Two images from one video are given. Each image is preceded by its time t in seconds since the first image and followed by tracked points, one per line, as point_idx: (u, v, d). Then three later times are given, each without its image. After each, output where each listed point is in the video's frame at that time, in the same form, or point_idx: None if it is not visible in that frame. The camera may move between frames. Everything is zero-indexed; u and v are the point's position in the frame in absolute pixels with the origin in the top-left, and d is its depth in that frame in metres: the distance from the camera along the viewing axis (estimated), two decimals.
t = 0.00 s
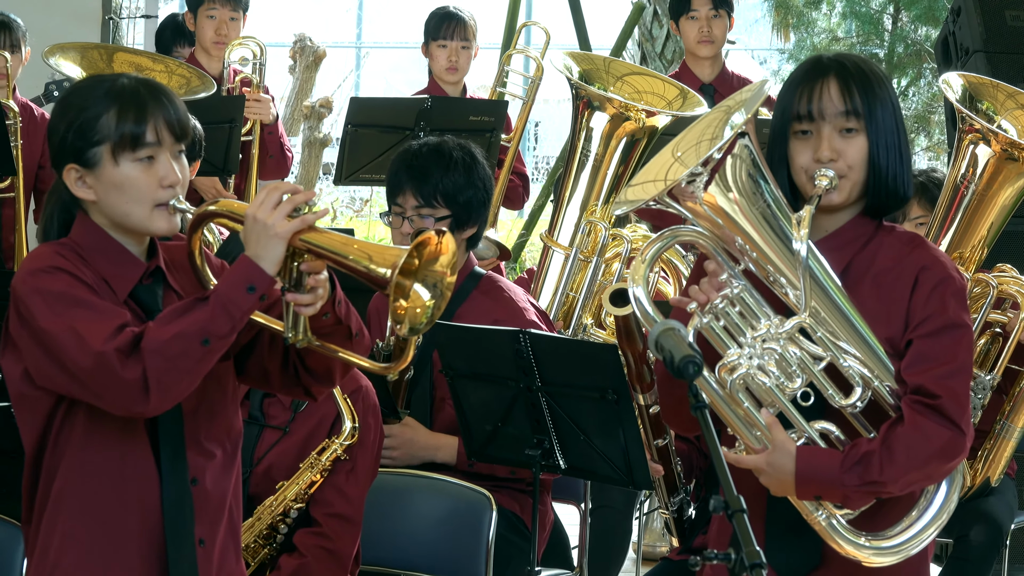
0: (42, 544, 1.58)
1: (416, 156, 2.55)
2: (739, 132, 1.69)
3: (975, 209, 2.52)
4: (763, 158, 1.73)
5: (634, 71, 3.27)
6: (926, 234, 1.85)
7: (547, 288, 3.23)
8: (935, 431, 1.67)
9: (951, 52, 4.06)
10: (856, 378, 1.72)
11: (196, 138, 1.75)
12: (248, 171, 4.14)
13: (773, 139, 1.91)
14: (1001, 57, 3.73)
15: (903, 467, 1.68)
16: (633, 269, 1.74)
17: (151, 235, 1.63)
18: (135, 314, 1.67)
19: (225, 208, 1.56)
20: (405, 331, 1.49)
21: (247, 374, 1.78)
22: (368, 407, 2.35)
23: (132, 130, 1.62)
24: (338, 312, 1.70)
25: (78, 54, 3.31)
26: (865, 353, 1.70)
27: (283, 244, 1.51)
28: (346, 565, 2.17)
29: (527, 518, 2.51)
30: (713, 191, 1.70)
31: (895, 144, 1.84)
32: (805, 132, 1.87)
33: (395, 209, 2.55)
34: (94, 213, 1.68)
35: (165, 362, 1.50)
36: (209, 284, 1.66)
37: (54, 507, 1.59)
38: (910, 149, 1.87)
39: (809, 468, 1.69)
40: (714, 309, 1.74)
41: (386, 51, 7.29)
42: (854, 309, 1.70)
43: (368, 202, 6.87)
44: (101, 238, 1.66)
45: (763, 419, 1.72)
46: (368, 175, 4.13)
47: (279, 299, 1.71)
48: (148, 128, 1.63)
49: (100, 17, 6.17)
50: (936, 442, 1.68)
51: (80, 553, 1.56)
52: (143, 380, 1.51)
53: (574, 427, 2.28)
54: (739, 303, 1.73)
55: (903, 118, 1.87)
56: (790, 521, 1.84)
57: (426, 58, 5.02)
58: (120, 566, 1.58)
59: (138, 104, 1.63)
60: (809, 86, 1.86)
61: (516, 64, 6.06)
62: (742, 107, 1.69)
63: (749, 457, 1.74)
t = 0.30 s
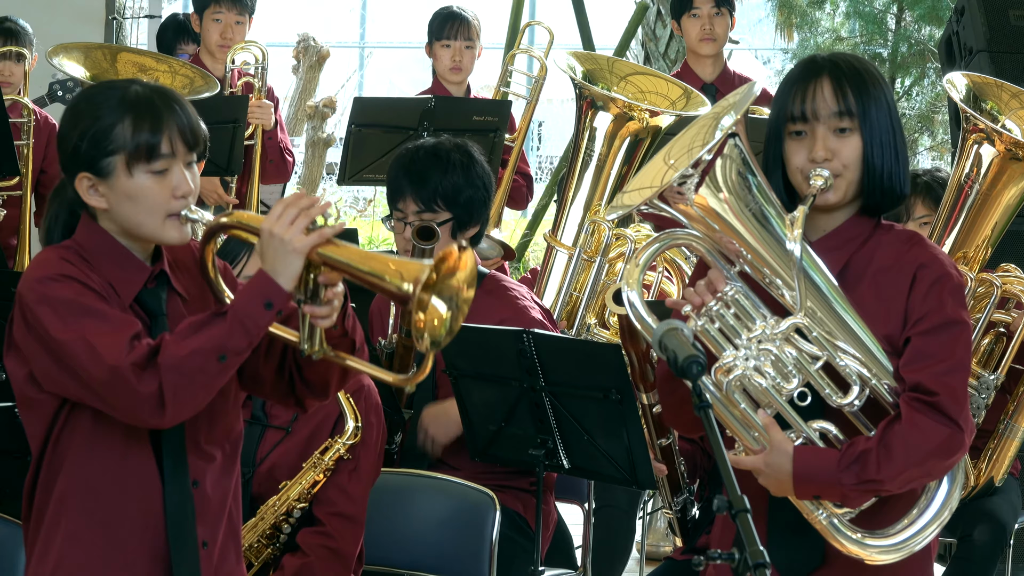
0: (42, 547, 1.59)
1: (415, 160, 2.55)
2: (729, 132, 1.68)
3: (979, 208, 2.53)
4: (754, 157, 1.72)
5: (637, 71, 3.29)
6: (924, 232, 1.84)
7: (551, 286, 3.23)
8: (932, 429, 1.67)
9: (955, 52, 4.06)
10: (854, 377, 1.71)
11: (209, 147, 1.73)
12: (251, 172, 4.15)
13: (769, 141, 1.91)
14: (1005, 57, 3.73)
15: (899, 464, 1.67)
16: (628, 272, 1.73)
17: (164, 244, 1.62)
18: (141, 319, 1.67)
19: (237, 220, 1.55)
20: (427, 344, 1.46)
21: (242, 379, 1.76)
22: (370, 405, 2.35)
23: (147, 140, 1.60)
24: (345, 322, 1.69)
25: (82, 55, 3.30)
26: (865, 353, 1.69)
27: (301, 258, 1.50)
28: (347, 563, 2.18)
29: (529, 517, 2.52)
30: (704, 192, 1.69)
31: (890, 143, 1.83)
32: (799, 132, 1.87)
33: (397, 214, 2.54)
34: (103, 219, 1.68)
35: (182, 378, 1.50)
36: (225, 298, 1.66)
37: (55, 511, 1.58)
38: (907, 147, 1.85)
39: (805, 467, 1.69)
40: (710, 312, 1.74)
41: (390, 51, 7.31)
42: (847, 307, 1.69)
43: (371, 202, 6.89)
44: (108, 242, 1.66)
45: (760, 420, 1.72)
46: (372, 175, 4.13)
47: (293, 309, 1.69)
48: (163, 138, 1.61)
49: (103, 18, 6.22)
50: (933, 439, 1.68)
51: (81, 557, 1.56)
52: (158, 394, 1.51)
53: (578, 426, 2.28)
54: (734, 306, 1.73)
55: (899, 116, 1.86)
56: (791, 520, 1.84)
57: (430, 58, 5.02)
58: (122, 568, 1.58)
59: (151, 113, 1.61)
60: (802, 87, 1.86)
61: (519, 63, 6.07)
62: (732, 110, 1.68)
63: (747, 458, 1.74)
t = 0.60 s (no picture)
0: (43, 556, 1.59)
1: (411, 170, 2.56)
2: (717, 143, 1.65)
3: (981, 209, 2.53)
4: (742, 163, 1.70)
5: (638, 72, 3.29)
6: (918, 232, 1.84)
7: (552, 286, 3.25)
8: (928, 431, 1.67)
9: (956, 53, 4.06)
10: (849, 382, 1.71)
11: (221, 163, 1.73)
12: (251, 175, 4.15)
13: (760, 143, 1.90)
14: (1006, 58, 3.73)
15: (896, 469, 1.67)
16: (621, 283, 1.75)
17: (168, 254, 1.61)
18: (145, 323, 1.67)
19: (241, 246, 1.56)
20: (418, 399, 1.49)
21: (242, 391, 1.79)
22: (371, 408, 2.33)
23: (162, 152, 1.59)
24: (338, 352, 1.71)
25: (86, 56, 3.30)
26: (859, 357, 1.69)
27: (302, 297, 1.51)
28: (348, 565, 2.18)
29: (533, 520, 2.51)
30: (695, 204, 1.67)
31: (880, 143, 1.81)
32: (789, 134, 1.85)
33: (399, 226, 2.55)
34: (108, 224, 1.66)
35: (174, 409, 1.51)
36: (227, 322, 1.68)
37: (56, 520, 1.58)
38: (897, 147, 1.84)
39: (802, 476, 1.69)
40: (703, 322, 1.71)
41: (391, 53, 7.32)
42: (842, 312, 1.69)
43: (373, 203, 6.90)
44: (112, 246, 1.65)
45: (757, 429, 1.71)
46: (372, 177, 4.13)
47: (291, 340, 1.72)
48: (177, 152, 1.61)
49: (105, 19, 6.23)
50: (930, 442, 1.68)
51: (83, 565, 1.56)
52: (150, 420, 1.51)
53: (580, 428, 2.28)
54: (727, 316, 1.71)
55: (889, 115, 1.85)
56: (790, 521, 1.84)
57: (432, 60, 5.03)
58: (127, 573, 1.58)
59: (168, 126, 1.61)
60: (791, 89, 1.85)
61: (520, 64, 6.07)
62: (717, 120, 1.65)
63: (745, 466, 1.73)
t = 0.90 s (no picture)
0: (51, 557, 1.59)
1: (406, 178, 2.56)
2: (699, 170, 1.63)
3: (981, 209, 2.53)
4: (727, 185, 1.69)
5: (638, 73, 3.28)
6: (907, 235, 1.84)
7: (552, 287, 3.26)
8: (919, 443, 1.67)
9: (956, 54, 4.06)
10: (842, 396, 1.71)
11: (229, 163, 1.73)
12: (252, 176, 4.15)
13: (744, 156, 1.90)
14: (1006, 59, 3.73)
15: (894, 486, 1.67)
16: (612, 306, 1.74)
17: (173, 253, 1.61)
18: (153, 322, 1.68)
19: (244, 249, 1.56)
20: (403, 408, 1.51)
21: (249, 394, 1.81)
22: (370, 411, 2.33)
23: (165, 151, 1.59)
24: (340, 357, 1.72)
25: (87, 57, 3.30)
26: (852, 367, 1.68)
27: (296, 301, 1.51)
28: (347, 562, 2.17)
29: (531, 518, 2.51)
30: (683, 233, 1.66)
31: (862, 151, 1.80)
32: (771, 149, 1.85)
33: (401, 237, 2.58)
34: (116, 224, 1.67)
35: (165, 409, 1.51)
36: (227, 321, 1.68)
37: (63, 520, 1.59)
38: (880, 151, 1.83)
39: (798, 494, 1.68)
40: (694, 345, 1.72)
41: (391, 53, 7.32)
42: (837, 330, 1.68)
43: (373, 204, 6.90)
44: (121, 247, 1.66)
45: (752, 451, 1.71)
46: (372, 178, 4.13)
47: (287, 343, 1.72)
48: (181, 151, 1.60)
49: (105, 20, 6.21)
50: (926, 454, 1.67)
51: (88, 566, 1.56)
52: (142, 419, 1.51)
53: (580, 427, 2.28)
54: (718, 339, 1.72)
55: (869, 120, 1.83)
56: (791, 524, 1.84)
57: (432, 60, 5.03)
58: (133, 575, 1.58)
59: (172, 125, 1.61)
60: (769, 104, 1.83)
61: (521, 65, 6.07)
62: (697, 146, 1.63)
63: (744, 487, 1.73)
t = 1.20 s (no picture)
0: (64, 547, 1.58)
1: (406, 177, 2.57)
2: (685, 175, 1.66)
3: (982, 209, 2.54)
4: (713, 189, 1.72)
5: (638, 72, 3.28)
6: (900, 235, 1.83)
7: (553, 288, 3.29)
8: (906, 447, 1.66)
9: (957, 53, 4.06)
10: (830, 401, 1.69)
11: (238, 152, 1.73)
12: (254, 175, 4.14)
13: (736, 157, 1.90)
14: (1007, 58, 3.73)
15: (879, 491, 1.66)
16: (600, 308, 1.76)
17: (183, 242, 1.62)
18: (165, 316, 1.67)
19: (253, 234, 1.54)
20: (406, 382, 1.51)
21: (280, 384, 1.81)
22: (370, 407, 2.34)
23: (168, 139, 1.60)
24: (359, 338, 1.73)
25: (88, 57, 3.30)
26: (844, 373, 1.68)
27: (299, 279, 1.50)
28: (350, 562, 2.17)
29: (534, 518, 2.51)
30: (670, 236, 1.69)
31: (852, 154, 1.80)
32: (762, 151, 1.84)
33: (400, 234, 2.57)
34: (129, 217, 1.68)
35: (166, 380, 1.49)
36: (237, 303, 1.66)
37: (76, 509, 1.58)
38: (870, 152, 1.83)
39: (784, 497, 1.69)
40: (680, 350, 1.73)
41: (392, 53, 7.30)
42: (825, 334, 1.67)
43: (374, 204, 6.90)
44: (134, 240, 1.66)
45: (738, 454, 1.71)
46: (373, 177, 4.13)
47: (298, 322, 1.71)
48: (185, 139, 1.61)
49: (106, 21, 6.19)
50: (912, 458, 1.66)
51: (98, 559, 1.56)
52: (142, 393, 1.50)
53: (581, 428, 2.28)
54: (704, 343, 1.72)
55: (859, 122, 1.82)
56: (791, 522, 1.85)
57: (433, 60, 5.03)
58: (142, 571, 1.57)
59: (176, 114, 1.61)
60: (759, 107, 1.83)
61: (522, 64, 6.07)
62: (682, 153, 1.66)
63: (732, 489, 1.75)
